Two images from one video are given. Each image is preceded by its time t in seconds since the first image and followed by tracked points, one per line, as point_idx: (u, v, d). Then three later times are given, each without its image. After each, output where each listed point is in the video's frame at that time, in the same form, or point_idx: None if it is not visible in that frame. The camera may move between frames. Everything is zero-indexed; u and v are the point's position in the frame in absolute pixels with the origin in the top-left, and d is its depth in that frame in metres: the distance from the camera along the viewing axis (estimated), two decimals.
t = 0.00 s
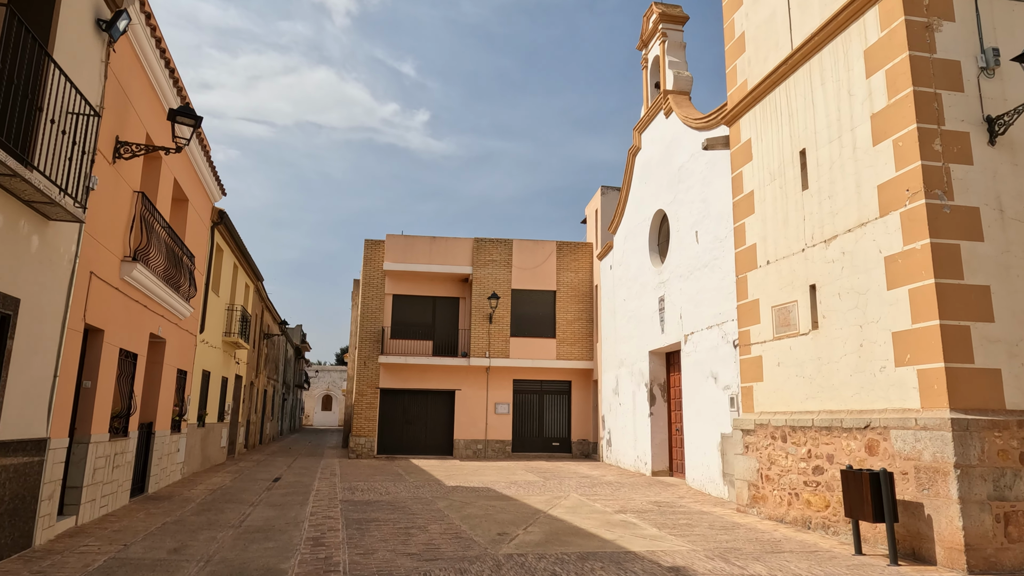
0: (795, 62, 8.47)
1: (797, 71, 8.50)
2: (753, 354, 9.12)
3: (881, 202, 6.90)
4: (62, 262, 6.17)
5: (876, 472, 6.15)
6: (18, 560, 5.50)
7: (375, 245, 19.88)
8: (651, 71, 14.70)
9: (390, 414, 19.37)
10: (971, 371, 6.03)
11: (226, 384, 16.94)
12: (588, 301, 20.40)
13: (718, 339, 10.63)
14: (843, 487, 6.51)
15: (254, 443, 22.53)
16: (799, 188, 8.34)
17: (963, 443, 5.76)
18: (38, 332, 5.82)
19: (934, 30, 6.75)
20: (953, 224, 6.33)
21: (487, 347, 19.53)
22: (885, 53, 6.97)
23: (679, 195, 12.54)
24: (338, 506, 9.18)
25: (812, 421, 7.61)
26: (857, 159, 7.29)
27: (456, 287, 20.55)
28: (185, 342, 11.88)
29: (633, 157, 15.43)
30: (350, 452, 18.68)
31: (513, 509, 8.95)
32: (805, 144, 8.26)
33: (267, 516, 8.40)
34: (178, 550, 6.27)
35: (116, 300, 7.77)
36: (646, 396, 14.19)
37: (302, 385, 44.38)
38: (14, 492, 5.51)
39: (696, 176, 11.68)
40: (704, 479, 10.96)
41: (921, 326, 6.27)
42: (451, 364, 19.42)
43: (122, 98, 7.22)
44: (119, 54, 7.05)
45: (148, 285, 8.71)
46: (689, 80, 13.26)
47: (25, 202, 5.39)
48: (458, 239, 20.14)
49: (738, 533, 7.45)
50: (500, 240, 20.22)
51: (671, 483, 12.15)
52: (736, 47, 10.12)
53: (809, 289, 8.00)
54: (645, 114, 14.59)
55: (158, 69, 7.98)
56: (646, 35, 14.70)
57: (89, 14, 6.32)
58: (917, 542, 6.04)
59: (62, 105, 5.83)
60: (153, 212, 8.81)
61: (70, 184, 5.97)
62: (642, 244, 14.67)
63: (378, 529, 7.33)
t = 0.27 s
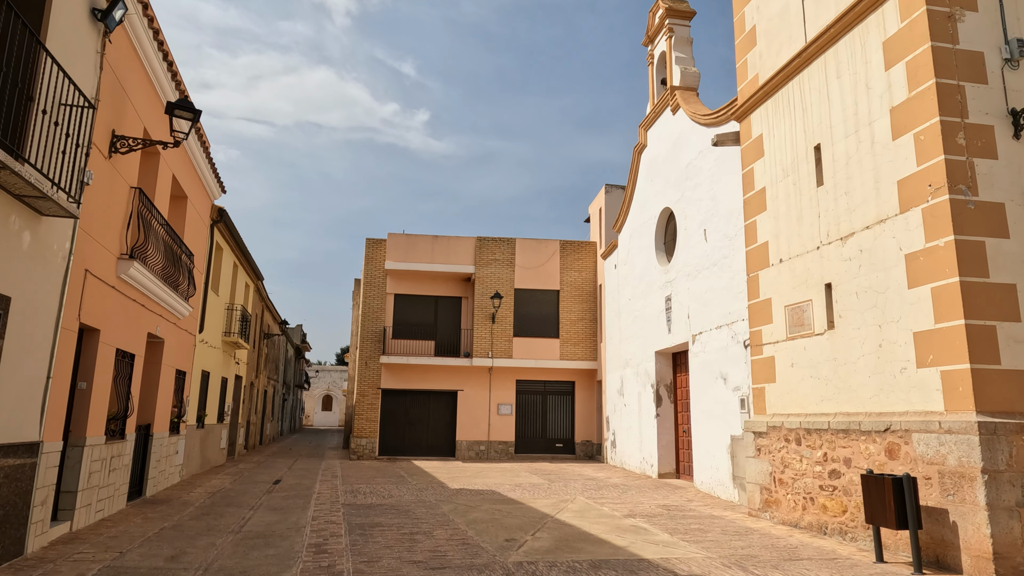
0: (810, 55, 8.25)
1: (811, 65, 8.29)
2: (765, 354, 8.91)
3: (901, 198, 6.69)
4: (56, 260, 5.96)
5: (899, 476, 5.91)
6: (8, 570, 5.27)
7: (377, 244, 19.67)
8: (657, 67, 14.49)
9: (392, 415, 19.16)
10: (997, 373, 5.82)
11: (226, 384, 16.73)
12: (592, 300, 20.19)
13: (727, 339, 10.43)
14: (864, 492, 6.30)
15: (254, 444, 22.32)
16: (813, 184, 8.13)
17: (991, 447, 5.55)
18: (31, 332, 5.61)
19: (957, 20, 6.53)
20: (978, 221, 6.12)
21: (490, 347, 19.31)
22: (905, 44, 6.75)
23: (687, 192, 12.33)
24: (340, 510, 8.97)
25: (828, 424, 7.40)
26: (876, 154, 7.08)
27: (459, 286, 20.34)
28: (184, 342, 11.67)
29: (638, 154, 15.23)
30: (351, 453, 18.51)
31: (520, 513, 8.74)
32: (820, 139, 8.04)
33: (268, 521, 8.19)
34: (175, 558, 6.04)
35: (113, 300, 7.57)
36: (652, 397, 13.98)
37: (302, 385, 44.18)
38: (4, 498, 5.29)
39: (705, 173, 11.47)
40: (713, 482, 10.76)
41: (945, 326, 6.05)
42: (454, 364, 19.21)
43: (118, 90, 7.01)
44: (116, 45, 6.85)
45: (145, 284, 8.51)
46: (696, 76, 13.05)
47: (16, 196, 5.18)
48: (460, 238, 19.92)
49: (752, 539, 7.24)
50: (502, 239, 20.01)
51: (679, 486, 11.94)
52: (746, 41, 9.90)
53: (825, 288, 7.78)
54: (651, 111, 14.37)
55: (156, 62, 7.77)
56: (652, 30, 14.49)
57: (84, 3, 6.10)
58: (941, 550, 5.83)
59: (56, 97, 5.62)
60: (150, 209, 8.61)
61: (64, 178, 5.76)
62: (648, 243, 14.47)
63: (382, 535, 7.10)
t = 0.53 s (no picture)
0: (820, 44, 8.05)
1: (822, 54, 8.09)
2: (773, 351, 8.72)
3: (917, 189, 6.49)
4: (42, 250, 5.73)
5: (916, 476, 5.68)
6: None
7: (375, 240, 19.46)
8: (660, 60, 14.29)
9: (389, 413, 18.94)
10: (1019, 368, 5.63)
11: (221, 382, 16.50)
12: (592, 297, 19.99)
13: (732, 335, 10.24)
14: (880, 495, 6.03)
15: (249, 443, 22.08)
16: (823, 176, 7.93)
17: (1013, 446, 5.35)
18: (15, 325, 5.38)
19: (975, 5, 6.34)
20: (997, 212, 5.93)
21: (489, 344, 19.10)
22: (921, 30, 6.55)
23: (691, 187, 12.14)
24: (338, 510, 8.76)
25: (840, 422, 7.21)
26: (890, 144, 6.88)
27: (457, 283, 20.12)
28: (178, 338, 11.44)
29: (640, 149, 15.03)
30: (349, 452, 18.30)
31: (522, 514, 8.54)
32: (830, 129, 7.84)
33: (263, 522, 7.96)
34: (166, 560, 5.81)
35: (103, 293, 7.33)
36: (655, 395, 13.78)
37: (299, 384, 43.92)
38: None
39: (710, 166, 11.28)
40: (718, 481, 10.57)
41: (963, 321, 5.86)
42: (452, 362, 18.99)
43: (108, 76, 6.78)
44: (105, 29, 6.61)
45: (137, 277, 8.27)
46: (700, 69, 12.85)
47: None
48: (459, 234, 19.71)
49: (762, 540, 7.05)
50: (502, 236, 19.80)
51: (682, 485, 11.75)
52: (753, 32, 9.70)
53: (836, 283, 7.58)
54: (654, 105, 14.17)
55: (147, 47, 7.53)
56: (655, 23, 14.29)
57: None
58: (961, 552, 5.63)
59: (41, 79, 5.38)
60: (142, 200, 8.37)
61: (50, 163, 5.53)
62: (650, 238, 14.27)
63: (381, 536, 6.89)
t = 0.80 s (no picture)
0: (829, 35, 7.84)
1: (830, 46, 7.88)
2: (779, 350, 8.52)
3: (932, 182, 6.29)
4: (23, 244, 5.48)
5: (933, 480, 5.48)
6: None
7: (370, 238, 19.21)
8: (660, 55, 14.09)
9: (385, 413, 18.70)
10: None
11: (214, 381, 16.23)
12: (591, 296, 19.78)
13: (736, 334, 10.04)
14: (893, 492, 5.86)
15: (243, 443, 21.80)
16: (832, 171, 7.72)
17: None
18: None
19: None
20: (1016, 206, 5.73)
21: (486, 343, 18.87)
22: (937, 19, 6.34)
23: (693, 183, 11.94)
24: (333, 514, 8.53)
25: (850, 423, 7.01)
26: (902, 137, 6.68)
27: (454, 281, 19.89)
28: (168, 337, 11.17)
29: (641, 145, 14.82)
30: (344, 452, 18.07)
31: (522, 517, 8.32)
32: (840, 122, 7.63)
33: (255, 526, 7.72)
34: (152, 568, 5.56)
35: (88, 289, 7.07)
36: (655, 395, 13.59)
37: (293, 383, 43.62)
38: None
39: (713, 162, 11.08)
40: (720, 483, 10.37)
41: (981, 319, 5.66)
42: (449, 361, 18.76)
43: (92, 63, 6.51)
44: (90, 13, 6.34)
45: (125, 273, 8.02)
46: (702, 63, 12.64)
47: None
48: (456, 232, 19.47)
49: (770, 545, 6.85)
50: (499, 233, 19.57)
51: (683, 487, 11.57)
52: (759, 24, 9.49)
53: (845, 280, 7.38)
54: (655, 101, 13.96)
55: (135, 34, 7.26)
56: (655, 17, 14.07)
57: None
58: (979, 559, 5.44)
59: (21, 64, 5.11)
60: (131, 194, 8.11)
61: (31, 152, 5.26)
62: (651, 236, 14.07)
63: (378, 542, 6.65)
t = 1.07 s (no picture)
0: (838, 22, 7.64)
1: (839, 33, 7.69)
2: (785, 345, 8.33)
3: (946, 172, 6.11)
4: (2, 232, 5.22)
5: (950, 478, 5.31)
6: None
7: (365, 233, 18.95)
8: (660, 48, 13.90)
9: (380, 411, 18.49)
10: None
11: (205, 378, 15.95)
12: (588, 292, 19.58)
13: (739, 330, 9.87)
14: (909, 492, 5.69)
15: (235, 442, 21.51)
16: (840, 161, 7.53)
17: None
18: None
19: None
20: None
21: (482, 340, 18.66)
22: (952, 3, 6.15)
23: (694, 176, 11.75)
24: (327, 513, 8.30)
25: (859, 420, 6.83)
26: (915, 125, 6.49)
27: (450, 278, 19.66)
28: (158, 332, 10.90)
29: (640, 139, 14.64)
30: (338, 451, 17.83)
31: (523, 516, 8.12)
32: (849, 112, 7.44)
33: (247, 526, 7.48)
34: (138, 570, 5.31)
35: (73, 281, 6.81)
36: (654, 392, 13.41)
37: (286, 381, 43.27)
38: None
39: (715, 155, 10.89)
40: (723, 481, 10.20)
41: (1000, 311, 5.49)
42: (445, 359, 18.53)
43: (77, 44, 6.25)
44: None
45: (112, 265, 7.76)
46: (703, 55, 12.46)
47: None
48: (452, 228, 19.24)
49: (778, 545, 6.67)
50: (496, 229, 19.36)
51: (684, 485, 11.39)
52: (763, 13, 9.30)
53: (854, 273, 7.19)
54: (655, 94, 13.76)
55: (122, 16, 7.00)
56: (655, 9, 13.87)
57: None
58: (997, 559, 5.26)
59: None
60: (119, 183, 7.85)
61: (10, 133, 5.01)
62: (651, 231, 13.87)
63: (375, 542, 6.42)
